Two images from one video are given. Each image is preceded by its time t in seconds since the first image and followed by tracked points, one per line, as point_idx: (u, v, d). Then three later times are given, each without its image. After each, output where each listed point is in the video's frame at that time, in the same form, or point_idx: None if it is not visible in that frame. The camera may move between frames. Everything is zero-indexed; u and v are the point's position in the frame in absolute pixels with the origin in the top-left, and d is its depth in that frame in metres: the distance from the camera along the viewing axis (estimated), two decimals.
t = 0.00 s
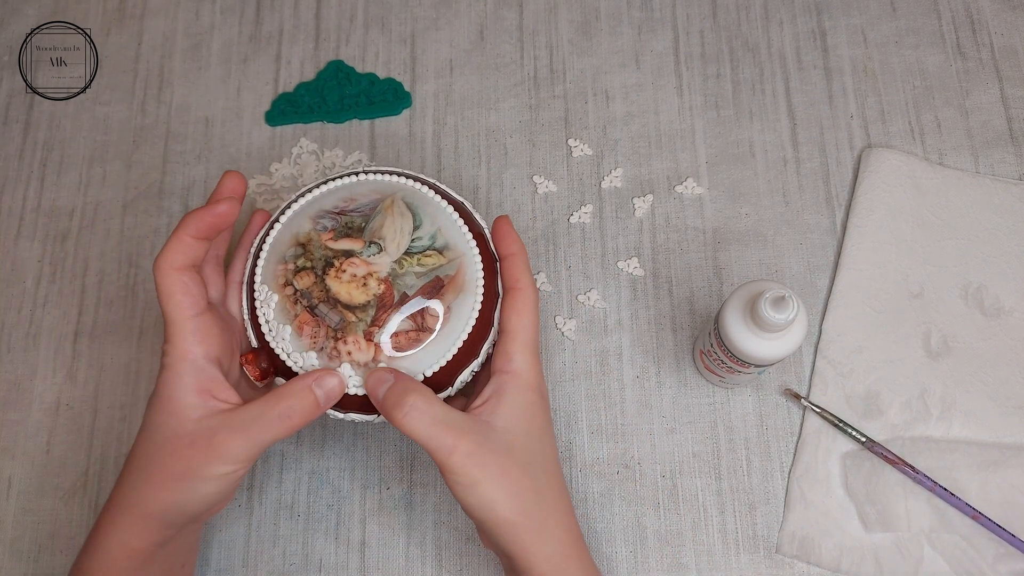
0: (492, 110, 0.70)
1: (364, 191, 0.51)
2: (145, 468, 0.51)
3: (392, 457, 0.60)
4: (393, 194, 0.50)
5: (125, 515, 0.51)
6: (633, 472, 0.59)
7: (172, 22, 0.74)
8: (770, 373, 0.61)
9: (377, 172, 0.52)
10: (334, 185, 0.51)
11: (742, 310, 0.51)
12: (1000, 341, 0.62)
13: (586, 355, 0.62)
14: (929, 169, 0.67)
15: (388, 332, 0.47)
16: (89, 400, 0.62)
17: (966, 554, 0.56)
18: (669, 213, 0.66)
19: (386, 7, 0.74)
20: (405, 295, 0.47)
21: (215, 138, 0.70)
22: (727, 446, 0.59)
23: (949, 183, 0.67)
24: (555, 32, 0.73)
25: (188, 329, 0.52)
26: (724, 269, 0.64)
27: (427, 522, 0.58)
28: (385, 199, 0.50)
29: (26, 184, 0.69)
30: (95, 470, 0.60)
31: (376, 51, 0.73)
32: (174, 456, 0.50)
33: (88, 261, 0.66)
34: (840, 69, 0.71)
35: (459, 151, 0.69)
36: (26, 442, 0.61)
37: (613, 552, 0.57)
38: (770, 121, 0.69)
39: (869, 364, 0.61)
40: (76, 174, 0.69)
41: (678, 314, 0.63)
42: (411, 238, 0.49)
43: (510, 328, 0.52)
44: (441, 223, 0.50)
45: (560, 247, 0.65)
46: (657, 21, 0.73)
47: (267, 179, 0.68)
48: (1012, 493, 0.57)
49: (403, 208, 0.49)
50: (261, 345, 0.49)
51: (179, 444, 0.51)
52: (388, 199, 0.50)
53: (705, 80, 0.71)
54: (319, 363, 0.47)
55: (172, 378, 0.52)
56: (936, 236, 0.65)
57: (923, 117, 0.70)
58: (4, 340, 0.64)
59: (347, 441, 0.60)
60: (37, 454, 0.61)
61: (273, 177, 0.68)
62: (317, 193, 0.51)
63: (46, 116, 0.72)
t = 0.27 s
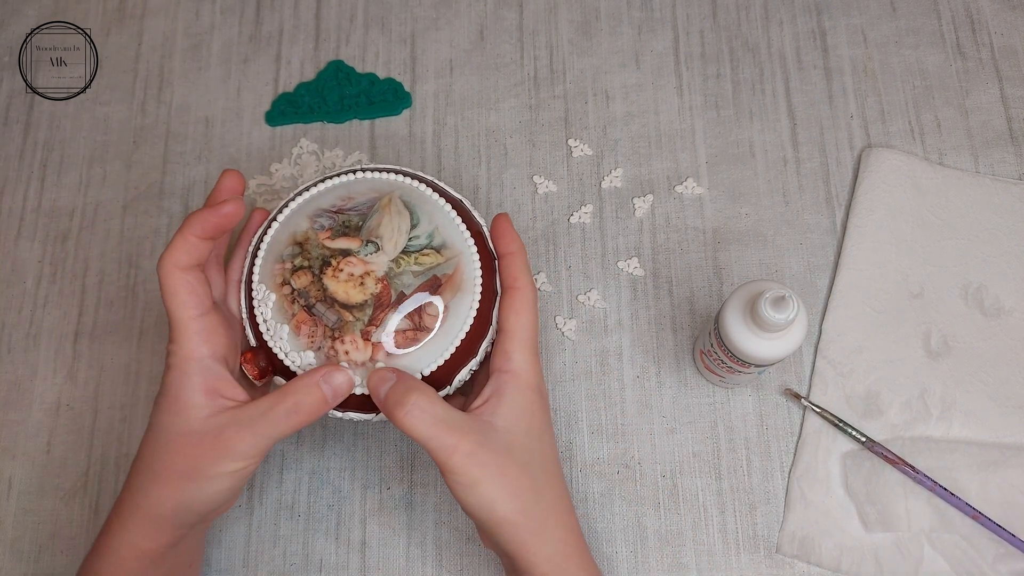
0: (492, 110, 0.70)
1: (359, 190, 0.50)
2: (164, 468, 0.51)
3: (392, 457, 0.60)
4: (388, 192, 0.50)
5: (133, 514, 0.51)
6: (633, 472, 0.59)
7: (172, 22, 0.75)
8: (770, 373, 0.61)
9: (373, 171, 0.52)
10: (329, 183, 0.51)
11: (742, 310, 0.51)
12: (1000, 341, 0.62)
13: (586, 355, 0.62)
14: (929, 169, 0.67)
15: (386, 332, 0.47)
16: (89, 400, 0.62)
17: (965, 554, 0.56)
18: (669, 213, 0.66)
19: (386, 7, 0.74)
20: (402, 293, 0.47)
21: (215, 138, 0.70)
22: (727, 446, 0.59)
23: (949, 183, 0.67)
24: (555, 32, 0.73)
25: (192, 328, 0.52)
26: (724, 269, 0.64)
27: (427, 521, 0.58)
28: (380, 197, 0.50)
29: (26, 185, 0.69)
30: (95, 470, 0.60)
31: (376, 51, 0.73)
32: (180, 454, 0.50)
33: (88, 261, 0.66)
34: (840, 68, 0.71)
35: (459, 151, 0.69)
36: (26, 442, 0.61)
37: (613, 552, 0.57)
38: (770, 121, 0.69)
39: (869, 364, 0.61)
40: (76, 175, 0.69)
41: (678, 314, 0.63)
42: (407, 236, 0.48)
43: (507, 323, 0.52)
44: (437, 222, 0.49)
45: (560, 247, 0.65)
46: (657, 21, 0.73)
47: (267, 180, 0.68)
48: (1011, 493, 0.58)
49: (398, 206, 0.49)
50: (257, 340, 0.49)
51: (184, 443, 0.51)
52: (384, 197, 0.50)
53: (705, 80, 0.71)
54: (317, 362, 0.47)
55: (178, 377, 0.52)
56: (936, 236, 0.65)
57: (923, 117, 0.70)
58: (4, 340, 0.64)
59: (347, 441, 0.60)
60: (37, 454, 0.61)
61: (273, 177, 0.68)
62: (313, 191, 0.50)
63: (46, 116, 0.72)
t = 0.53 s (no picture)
0: (492, 110, 0.70)
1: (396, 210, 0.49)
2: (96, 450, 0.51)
3: (392, 457, 0.60)
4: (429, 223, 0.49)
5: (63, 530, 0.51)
6: (633, 472, 0.59)
7: (172, 22, 0.74)
8: (770, 373, 0.61)
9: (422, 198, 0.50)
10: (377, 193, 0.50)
11: (741, 310, 0.51)
12: (1001, 341, 0.62)
13: (586, 355, 0.62)
14: (929, 169, 0.67)
15: (358, 374, 0.47)
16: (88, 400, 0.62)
17: (965, 554, 0.56)
18: (669, 213, 0.66)
19: (386, 7, 0.74)
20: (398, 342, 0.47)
21: (215, 138, 0.70)
22: (727, 446, 0.59)
23: (949, 183, 0.67)
24: (555, 32, 0.73)
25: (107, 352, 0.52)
26: (724, 269, 0.64)
27: (426, 521, 0.58)
28: (420, 226, 0.49)
29: (26, 185, 0.69)
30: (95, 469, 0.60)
31: (376, 51, 0.72)
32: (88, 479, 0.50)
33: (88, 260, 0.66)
34: (840, 68, 0.71)
35: (459, 150, 0.69)
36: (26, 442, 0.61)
37: (613, 553, 0.57)
38: (770, 121, 0.69)
39: (870, 364, 0.61)
40: (76, 174, 0.69)
41: (678, 315, 0.63)
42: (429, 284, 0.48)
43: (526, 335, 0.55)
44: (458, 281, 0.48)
45: (560, 247, 0.65)
46: (657, 21, 0.73)
47: (267, 180, 0.68)
48: (1012, 493, 0.57)
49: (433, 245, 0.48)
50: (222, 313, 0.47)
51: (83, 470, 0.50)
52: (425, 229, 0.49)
53: (705, 80, 0.71)
54: (276, 371, 0.47)
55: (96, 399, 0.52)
56: (936, 236, 0.65)
57: (923, 117, 0.70)
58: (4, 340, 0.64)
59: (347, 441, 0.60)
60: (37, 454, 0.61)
61: (273, 177, 0.68)
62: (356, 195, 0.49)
63: (46, 116, 0.72)
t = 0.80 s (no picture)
0: (491, 110, 0.70)
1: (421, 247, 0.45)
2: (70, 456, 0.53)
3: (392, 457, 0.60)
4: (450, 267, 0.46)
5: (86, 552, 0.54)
6: (633, 473, 0.59)
7: (172, 23, 0.74)
8: (771, 373, 0.61)
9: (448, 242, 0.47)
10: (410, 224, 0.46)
11: (741, 308, 0.51)
12: (1001, 342, 0.62)
13: (586, 356, 0.62)
14: (929, 169, 0.67)
15: (331, 409, 0.42)
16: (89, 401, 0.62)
17: (966, 554, 0.56)
18: (669, 213, 0.66)
19: (386, 7, 0.74)
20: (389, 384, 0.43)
21: (215, 138, 0.70)
22: (727, 447, 0.59)
23: (949, 183, 0.67)
24: (555, 32, 0.73)
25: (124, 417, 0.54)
26: (724, 269, 0.64)
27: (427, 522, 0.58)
28: (441, 268, 0.45)
29: (25, 185, 0.69)
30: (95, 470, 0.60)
31: (375, 51, 0.72)
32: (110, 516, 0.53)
33: (88, 261, 0.66)
34: (840, 68, 0.71)
35: (459, 151, 0.69)
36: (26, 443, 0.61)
37: (613, 553, 0.57)
38: (770, 121, 0.69)
39: (870, 364, 0.61)
40: (76, 175, 0.69)
41: (678, 315, 0.63)
42: (435, 334, 0.44)
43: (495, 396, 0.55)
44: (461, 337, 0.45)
45: (560, 248, 0.65)
46: (657, 21, 0.73)
47: (267, 180, 0.68)
48: (1012, 494, 0.57)
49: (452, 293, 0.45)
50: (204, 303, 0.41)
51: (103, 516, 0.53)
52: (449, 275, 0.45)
53: (705, 81, 0.71)
54: (244, 383, 0.41)
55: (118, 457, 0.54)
56: (936, 236, 0.65)
57: (923, 117, 0.69)
58: (3, 341, 0.64)
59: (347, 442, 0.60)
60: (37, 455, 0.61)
61: (272, 177, 0.68)
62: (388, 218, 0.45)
63: (46, 116, 0.72)
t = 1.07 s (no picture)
0: (492, 110, 0.70)
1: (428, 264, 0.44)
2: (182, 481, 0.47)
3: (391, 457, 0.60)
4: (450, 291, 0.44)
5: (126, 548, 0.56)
6: (633, 473, 0.59)
7: (172, 22, 0.75)
8: (770, 373, 0.61)
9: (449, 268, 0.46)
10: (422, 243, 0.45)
11: (741, 307, 0.51)
12: (1000, 342, 0.62)
13: (586, 355, 0.62)
14: (929, 169, 0.67)
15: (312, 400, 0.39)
16: (89, 400, 0.62)
17: (966, 554, 0.56)
18: (669, 213, 0.66)
19: (386, 7, 0.74)
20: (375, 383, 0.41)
21: (215, 138, 0.70)
22: (727, 446, 0.59)
23: (949, 183, 0.67)
24: (555, 32, 0.73)
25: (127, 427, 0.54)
26: (724, 269, 0.64)
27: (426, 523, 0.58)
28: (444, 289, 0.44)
29: (26, 185, 0.69)
30: (95, 469, 0.60)
31: (376, 51, 0.73)
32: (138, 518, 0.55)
33: (88, 261, 0.66)
34: (840, 69, 0.71)
35: (459, 150, 0.69)
36: (26, 442, 0.61)
37: (613, 553, 0.57)
38: (770, 121, 0.69)
39: (870, 364, 0.61)
40: (76, 175, 0.69)
41: (678, 315, 0.63)
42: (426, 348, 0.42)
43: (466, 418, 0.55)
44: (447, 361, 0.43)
45: (560, 247, 0.65)
46: (657, 21, 0.73)
47: (267, 179, 0.68)
48: (1012, 494, 0.57)
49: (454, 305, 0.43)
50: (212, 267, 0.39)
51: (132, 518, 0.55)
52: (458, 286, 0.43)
53: (705, 81, 0.71)
54: (228, 351, 0.38)
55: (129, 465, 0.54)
56: (936, 236, 0.65)
57: (923, 117, 0.70)
58: (4, 340, 0.64)
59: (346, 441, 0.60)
60: (37, 454, 0.61)
61: (273, 177, 0.68)
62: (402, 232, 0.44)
63: (46, 116, 0.72)
